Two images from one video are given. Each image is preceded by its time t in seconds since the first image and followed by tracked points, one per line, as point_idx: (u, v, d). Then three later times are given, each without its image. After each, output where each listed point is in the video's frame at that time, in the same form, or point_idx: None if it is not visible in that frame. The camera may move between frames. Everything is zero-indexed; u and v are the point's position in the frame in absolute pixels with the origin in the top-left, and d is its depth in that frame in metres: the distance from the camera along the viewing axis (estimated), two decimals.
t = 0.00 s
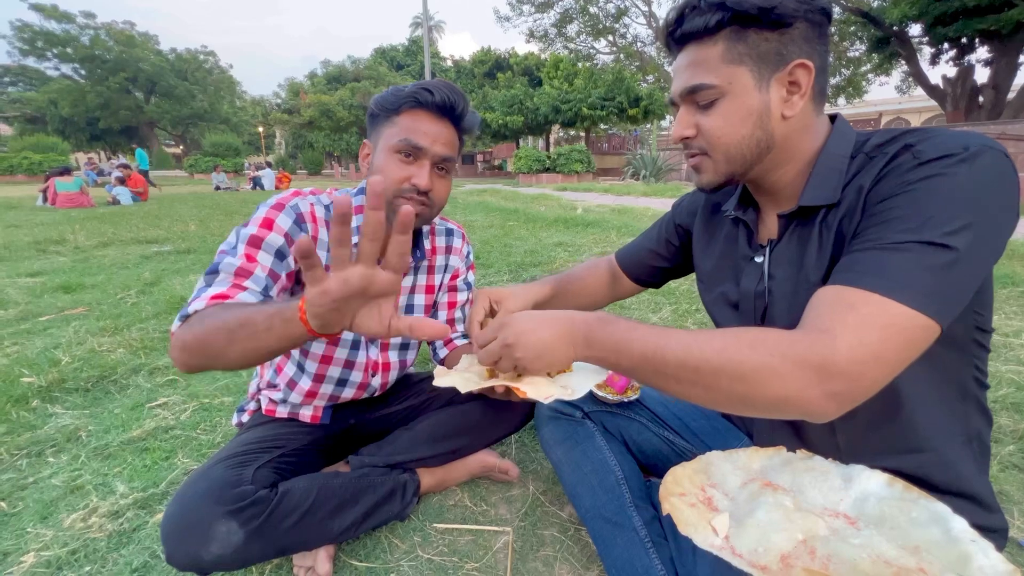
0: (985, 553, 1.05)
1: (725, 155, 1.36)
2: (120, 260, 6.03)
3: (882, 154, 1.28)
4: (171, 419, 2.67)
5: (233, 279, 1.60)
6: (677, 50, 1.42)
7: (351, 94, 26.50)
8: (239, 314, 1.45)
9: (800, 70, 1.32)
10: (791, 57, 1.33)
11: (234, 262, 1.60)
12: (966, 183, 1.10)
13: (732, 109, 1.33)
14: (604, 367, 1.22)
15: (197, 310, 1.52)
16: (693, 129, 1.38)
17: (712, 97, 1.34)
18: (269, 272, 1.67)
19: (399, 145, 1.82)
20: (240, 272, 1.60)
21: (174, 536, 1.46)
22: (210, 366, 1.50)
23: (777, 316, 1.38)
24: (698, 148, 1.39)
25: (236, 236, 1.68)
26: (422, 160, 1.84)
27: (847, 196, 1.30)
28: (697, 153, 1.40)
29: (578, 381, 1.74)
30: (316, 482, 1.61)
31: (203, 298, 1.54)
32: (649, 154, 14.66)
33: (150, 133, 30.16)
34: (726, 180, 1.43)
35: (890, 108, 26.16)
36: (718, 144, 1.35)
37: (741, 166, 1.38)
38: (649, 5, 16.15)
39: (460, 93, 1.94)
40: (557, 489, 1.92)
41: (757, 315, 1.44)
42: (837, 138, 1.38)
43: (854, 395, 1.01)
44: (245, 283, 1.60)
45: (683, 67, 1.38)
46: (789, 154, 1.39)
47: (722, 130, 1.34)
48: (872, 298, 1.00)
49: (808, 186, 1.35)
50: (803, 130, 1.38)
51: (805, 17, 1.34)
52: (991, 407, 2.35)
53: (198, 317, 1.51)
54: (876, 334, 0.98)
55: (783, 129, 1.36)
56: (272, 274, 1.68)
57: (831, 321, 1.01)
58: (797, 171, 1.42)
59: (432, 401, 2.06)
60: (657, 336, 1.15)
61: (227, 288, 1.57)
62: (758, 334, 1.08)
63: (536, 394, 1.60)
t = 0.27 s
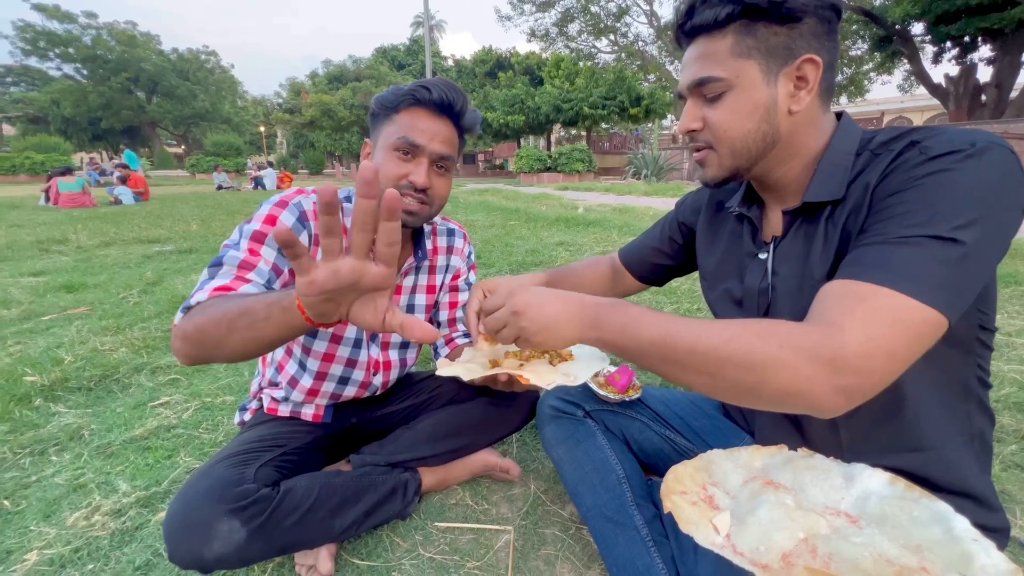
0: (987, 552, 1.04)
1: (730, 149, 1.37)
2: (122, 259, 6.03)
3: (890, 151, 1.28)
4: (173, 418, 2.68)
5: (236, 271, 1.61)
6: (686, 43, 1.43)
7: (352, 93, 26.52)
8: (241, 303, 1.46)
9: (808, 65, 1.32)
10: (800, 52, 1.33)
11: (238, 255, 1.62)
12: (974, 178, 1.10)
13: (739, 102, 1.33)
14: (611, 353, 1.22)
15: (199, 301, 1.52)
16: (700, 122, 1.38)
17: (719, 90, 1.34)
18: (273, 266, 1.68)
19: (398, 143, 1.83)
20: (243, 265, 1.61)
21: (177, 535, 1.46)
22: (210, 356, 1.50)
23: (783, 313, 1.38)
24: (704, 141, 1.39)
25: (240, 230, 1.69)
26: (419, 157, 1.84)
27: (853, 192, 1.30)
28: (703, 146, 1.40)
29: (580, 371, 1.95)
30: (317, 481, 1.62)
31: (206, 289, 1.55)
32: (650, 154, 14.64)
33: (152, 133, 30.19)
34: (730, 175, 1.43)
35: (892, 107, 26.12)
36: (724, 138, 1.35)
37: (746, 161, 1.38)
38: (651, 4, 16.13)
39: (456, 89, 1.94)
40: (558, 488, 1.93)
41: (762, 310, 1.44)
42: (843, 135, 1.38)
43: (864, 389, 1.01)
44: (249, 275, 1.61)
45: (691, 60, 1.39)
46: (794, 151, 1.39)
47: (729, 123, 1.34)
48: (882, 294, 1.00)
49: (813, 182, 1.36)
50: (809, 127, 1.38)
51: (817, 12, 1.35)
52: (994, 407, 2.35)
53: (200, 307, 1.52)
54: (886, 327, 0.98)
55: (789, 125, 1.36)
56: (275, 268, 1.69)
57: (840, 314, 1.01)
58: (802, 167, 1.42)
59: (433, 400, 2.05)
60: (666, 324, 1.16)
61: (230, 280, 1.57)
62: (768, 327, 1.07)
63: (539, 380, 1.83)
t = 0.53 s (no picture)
0: (987, 547, 1.05)
1: (730, 149, 1.37)
2: (125, 259, 6.04)
3: (908, 153, 1.25)
4: (176, 417, 2.69)
5: (236, 274, 1.60)
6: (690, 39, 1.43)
7: (354, 93, 26.54)
8: (243, 308, 1.46)
9: (811, 66, 1.32)
10: (804, 52, 1.33)
11: (237, 259, 1.61)
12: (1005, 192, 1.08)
13: (739, 101, 1.33)
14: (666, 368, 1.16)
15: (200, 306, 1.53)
16: (699, 120, 1.39)
17: (720, 89, 1.35)
18: (272, 268, 1.67)
19: (400, 143, 1.82)
20: (243, 268, 1.61)
21: (181, 534, 1.47)
22: (212, 361, 1.50)
23: (784, 314, 1.38)
24: (703, 139, 1.40)
25: (239, 232, 1.69)
26: (424, 159, 1.84)
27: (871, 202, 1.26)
28: (702, 144, 1.41)
29: (578, 373, 2.03)
30: (319, 480, 1.62)
31: (207, 293, 1.54)
32: (652, 152, 14.61)
33: (154, 133, 30.24)
34: (729, 175, 1.44)
35: (895, 106, 26.05)
36: (723, 137, 1.36)
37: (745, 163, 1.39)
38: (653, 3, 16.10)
39: (459, 89, 1.94)
40: (559, 487, 1.93)
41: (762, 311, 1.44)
42: (844, 137, 1.38)
43: (955, 433, 0.97)
44: (249, 279, 1.60)
45: (694, 56, 1.40)
46: (794, 152, 1.40)
47: (728, 122, 1.34)
48: (953, 323, 0.96)
49: (814, 183, 1.36)
50: (810, 128, 1.38)
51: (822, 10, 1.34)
52: (997, 406, 2.34)
53: (202, 311, 1.52)
54: (978, 372, 0.94)
55: (790, 126, 1.36)
56: (275, 270, 1.68)
57: (932, 356, 0.95)
58: (801, 168, 1.42)
59: (434, 399, 2.05)
60: (732, 343, 1.09)
61: (230, 283, 1.57)
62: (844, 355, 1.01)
63: (537, 383, 1.91)
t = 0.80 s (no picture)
0: (989, 545, 1.04)
1: (732, 150, 1.37)
2: (128, 258, 6.06)
3: (939, 166, 1.21)
4: (179, 416, 2.70)
5: (233, 282, 1.60)
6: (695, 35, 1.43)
7: (355, 92, 26.53)
8: (264, 312, 1.49)
9: (818, 67, 1.32)
10: (812, 52, 1.32)
11: (234, 265, 1.61)
12: None
13: (742, 100, 1.33)
14: (783, 455, 1.04)
15: (202, 312, 1.51)
16: (700, 118, 1.39)
17: (723, 88, 1.35)
18: (269, 274, 1.67)
19: (416, 154, 1.83)
20: (240, 276, 1.61)
21: (185, 532, 1.47)
22: (224, 363, 1.51)
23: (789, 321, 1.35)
24: (704, 139, 1.40)
25: (236, 237, 1.69)
26: (439, 168, 1.86)
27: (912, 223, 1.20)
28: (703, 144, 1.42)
29: (578, 374, 2.06)
30: (321, 479, 1.62)
31: (207, 298, 1.53)
32: (654, 150, 14.59)
33: (157, 133, 30.28)
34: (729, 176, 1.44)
35: (898, 104, 25.95)
36: (725, 136, 1.36)
37: (746, 164, 1.39)
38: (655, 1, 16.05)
39: (472, 96, 1.94)
40: (560, 486, 1.93)
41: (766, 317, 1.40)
42: (852, 139, 1.37)
43: None
44: (246, 287, 1.60)
45: (699, 53, 1.39)
46: (798, 154, 1.39)
47: (729, 122, 1.34)
48: None
49: (823, 187, 1.34)
50: (815, 131, 1.37)
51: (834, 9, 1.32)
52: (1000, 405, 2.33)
53: (208, 315, 1.51)
54: None
55: (793, 128, 1.36)
56: (271, 277, 1.68)
57: None
58: (806, 171, 1.41)
59: (433, 400, 2.05)
60: (861, 425, 0.99)
61: (228, 289, 1.57)
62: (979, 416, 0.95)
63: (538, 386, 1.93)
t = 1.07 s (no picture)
0: (1000, 555, 1.00)
1: (763, 131, 1.27)
2: (130, 257, 6.08)
3: (986, 176, 1.15)
4: (180, 415, 2.70)
5: (246, 279, 1.59)
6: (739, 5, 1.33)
7: (357, 91, 26.54)
8: (305, 319, 1.51)
9: (865, 56, 1.23)
10: (862, 38, 1.23)
11: (249, 262, 1.60)
12: None
13: (781, 78, 1.23)
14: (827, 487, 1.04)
15: (223, 309, 1.50)
16: (732, 94, 1.29)
17: (761, 63, 1.25)
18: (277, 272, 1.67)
19: (408, 146, 1.83)
20: (255, 273, 1.60)
21: (186, 530, 1.47)
22: (246, 362, 1.50)
23: (809, 327, 1.29)
24: (734, 117, 1.31)
25: (243, 233, 1.68)
26: (432, 160, 1.85)
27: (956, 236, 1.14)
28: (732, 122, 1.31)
29: (576, 375, 2.13)
30: (322, 478, 1.62)
31: (226, 295, 1.52)
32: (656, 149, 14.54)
33: (159, 132, 30.33)
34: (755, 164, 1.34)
35: (900, 102, 25.88)
36: (757, 115, 1.26)
37: (774, 150, 1.29)
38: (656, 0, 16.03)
39: (466, 89, 1.93)
40: (562, 485, 1.92)
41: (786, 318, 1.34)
42: (889, 139, 1.29)
43: None
44: (259, 285, 1.60)
45: (739, 23, 1.29)
46: (830, 147, 1.30)
47: (764, 99, 1.24)
48: None
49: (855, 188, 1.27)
50: (851, 126, 1.29)
51: None
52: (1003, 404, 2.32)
53: (232, 313, 1.50)
54: None
55: (829, 118, 1.27)
56: (279, 274, 1.68)
57: None
58: (836, 167, 1.32)
59: (434, 399, 2.05)
60: (910, 459, 1.00)
61: (243, 287, 1.55)
62: (1017, 443, 0.97)
63: (536, 389, 2.01)
